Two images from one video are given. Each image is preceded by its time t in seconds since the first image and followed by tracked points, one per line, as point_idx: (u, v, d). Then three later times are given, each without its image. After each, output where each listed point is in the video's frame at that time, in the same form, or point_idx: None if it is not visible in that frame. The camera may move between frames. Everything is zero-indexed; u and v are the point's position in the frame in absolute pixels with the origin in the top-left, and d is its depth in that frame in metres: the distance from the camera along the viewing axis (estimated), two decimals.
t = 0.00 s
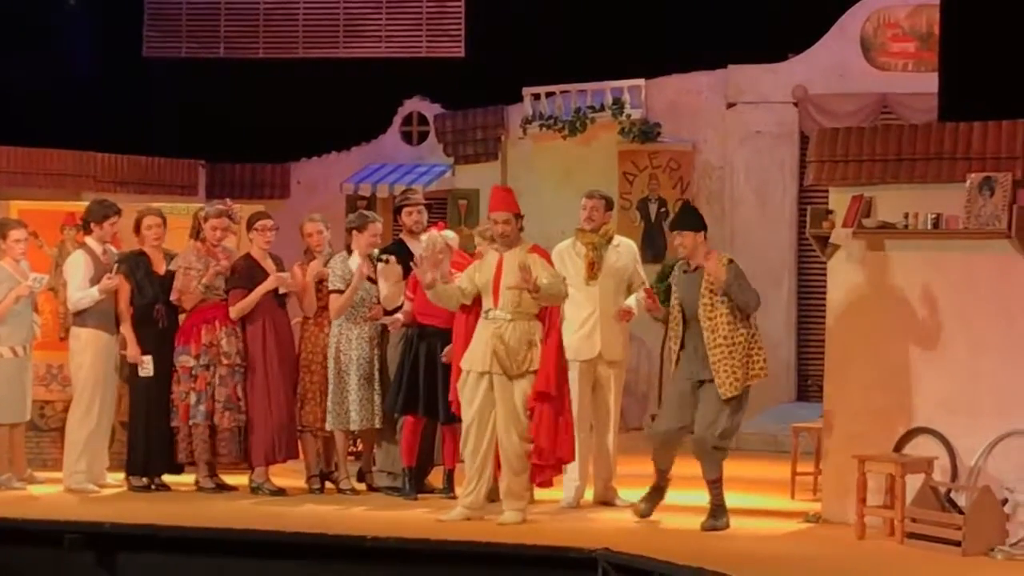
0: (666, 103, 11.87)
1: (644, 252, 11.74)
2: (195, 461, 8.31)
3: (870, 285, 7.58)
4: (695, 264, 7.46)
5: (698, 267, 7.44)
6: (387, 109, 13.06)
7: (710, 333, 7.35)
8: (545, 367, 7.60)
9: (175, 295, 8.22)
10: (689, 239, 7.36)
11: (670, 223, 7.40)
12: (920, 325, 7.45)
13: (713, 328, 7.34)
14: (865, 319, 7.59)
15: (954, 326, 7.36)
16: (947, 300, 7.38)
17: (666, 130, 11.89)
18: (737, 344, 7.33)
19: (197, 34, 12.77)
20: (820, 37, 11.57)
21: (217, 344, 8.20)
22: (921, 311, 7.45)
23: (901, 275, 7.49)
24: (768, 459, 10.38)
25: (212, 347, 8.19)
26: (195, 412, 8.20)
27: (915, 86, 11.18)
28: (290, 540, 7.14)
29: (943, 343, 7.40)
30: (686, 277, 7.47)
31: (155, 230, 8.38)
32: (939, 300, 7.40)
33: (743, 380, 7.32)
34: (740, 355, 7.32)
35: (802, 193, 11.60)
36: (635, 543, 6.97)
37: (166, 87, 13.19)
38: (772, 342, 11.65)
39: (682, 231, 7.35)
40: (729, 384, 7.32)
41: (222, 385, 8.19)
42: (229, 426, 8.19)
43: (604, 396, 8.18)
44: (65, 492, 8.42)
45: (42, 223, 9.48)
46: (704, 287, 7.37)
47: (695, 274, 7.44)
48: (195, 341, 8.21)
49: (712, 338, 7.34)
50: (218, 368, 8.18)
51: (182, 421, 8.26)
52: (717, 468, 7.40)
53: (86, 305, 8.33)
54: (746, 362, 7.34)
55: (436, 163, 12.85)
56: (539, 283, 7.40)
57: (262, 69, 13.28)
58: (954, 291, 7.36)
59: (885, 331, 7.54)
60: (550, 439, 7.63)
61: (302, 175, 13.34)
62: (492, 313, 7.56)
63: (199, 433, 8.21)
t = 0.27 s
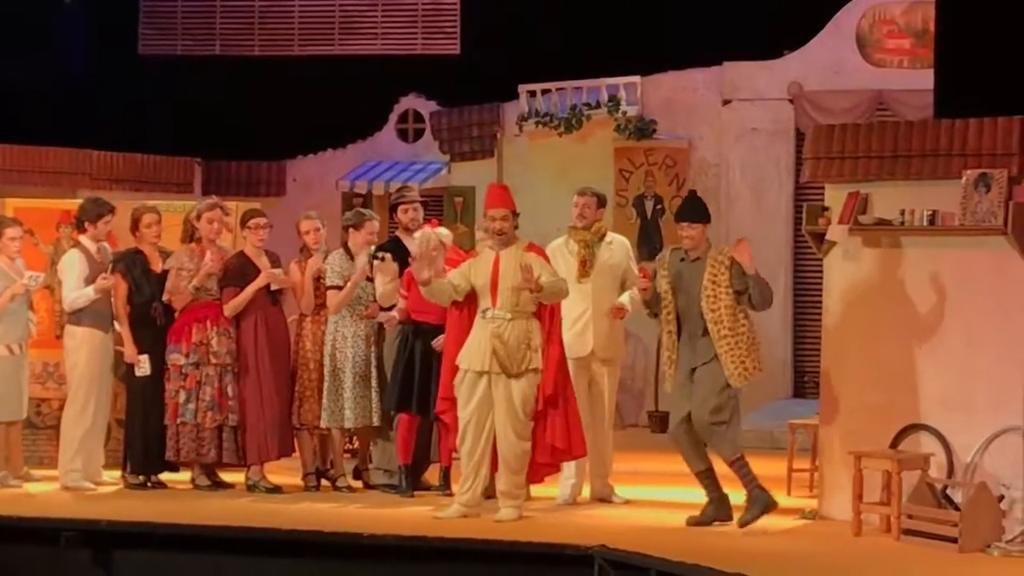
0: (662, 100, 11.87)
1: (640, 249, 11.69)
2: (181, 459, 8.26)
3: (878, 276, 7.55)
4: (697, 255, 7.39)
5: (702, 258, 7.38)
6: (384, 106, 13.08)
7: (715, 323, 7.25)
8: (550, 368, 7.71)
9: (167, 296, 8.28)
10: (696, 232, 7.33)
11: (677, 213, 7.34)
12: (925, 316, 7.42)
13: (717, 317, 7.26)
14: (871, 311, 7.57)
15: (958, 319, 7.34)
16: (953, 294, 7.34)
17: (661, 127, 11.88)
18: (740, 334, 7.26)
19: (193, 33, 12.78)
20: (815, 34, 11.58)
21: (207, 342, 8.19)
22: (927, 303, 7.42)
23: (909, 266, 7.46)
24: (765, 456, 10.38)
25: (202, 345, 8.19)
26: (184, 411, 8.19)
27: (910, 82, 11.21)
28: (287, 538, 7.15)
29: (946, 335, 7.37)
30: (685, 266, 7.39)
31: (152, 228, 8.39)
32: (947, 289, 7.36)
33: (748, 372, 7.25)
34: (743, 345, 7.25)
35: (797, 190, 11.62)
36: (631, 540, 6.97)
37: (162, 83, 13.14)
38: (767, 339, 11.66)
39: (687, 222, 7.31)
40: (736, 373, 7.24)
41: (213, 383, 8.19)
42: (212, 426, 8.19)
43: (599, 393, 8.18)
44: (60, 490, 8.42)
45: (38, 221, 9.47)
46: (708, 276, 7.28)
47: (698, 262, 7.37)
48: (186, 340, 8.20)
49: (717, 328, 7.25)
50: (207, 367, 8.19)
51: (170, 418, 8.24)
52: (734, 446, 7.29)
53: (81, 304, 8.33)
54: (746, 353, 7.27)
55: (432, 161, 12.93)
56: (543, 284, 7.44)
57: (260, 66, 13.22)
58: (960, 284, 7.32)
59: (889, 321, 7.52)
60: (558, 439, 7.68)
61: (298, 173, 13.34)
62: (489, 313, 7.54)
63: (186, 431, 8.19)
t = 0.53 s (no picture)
0: (661, 101, 11.83)
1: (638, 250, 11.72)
2: (174, 460, 8.25)
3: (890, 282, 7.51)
4: (704, 265, 7.39)
5: (708, 269, 7.38)
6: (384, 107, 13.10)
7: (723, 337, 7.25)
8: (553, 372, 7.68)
9: (165, 297, 8.27)
10: (700, 242, 7.32)
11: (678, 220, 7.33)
12: (937, 331, 7.39)
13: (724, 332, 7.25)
14: (882, 318, 7.54)
15: (969, 338, 7.31)
16: (965, 308, 7.31)
17: (661, 128, 11.85)
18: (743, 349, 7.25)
19: (192, 33, 12.71)
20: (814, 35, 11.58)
21: (206, 344, 8.20)
22: (939, 318, 7.39)
23: (923, 277, 7.41)
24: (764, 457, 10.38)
25: (200, 347, 8.20)
26: (180, 412, 8.20)
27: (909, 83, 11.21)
28: (286, 538, 7.15)
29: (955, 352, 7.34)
30: (693, 275, 7.38)
31: (151, 229, 8.38)
32: (959, 306, 7.32)
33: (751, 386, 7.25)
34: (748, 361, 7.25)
35: (796, 191, 11.65)
36: (630, 540, 6.97)
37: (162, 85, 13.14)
38: (766, 340, 11.70)
39: (689, 231, 7.31)
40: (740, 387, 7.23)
41: (212, 385, 8.20)
42: (207, 427, 8.20)
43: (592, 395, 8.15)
44: (60, 491, 8.41)
45: (37, 222, 9.47)
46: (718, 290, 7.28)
47: (705, 272, 7.36)
48: (186, 341, 8.20)
49: (726, 342, 7.24)
50: (206, 368, 8.20)
51: (166, 419, 8.24)
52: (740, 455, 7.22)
53: (81, 306, 8.33)
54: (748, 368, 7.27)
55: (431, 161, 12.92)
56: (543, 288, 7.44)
57: (261, 67, 13.24)
58: (970, 302, 7.29)
59: (898, 328, 7.50)
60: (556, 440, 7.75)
61: (297, 173, 13.41)
62: (490, 319, 7.53)
63: (181, 432, 8.19)
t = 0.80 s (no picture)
0: (663, 105, 11.78)
1: (639, 253, 11.74)
2: (182, 465, 8.22)
3: (914, 291, 7.44)
4: (717, 270, 7.29)
5: (721, 272, 7.28)
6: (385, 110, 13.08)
7: (737, 341, 7.16)
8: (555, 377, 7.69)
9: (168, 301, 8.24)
10: (709, 245, 7.24)
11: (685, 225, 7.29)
12: (970, 333, 7.32)
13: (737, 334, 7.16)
14: (906, 326, 7.46)
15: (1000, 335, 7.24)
16: (993, 300, 7.25)
17: (663, 131, 11.78)
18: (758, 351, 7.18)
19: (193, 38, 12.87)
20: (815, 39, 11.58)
21: (210, 347, 8.19)
22: (971, 319, 7.31)
23: (947, 275, 7.35)
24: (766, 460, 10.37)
25: (205, 350, 8.18)
26: (187, 415, 8.16)
27: (911, 86, 11.23)
28: (287, 542, 7.14)
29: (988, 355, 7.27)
30: (706, 281, 7.29)
31: (152, 232, 8.39)
32: (989, 304, 7.26)
33: (768, 386, 7.19)
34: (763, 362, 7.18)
35: (798, 194, 11.64)
36: (632, 544, 6.96)
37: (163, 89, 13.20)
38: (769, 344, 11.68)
39: (698, 237, 7.23)
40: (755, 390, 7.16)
41: (216, 388, 8.18)
42: (216, 431, 8.18)
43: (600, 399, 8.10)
44: (61, 494, 8.40)
45: (38, 226, 9.46)
46: (729, 293, 7.18)
47: (720, 278, 7.26)
48: (189, 345, 8.18)
49: (740, 346, 7.15)
50: (211, 372, 8.18)
51: (172, 423, 8.22)
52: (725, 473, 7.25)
53: (81, 308, 8.35)
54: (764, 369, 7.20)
55: (432, 166, 12.85)
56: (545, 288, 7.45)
57: (264, 71, 13.25)
58: (1001, 304, 7.22)
59: (923, 339, 7.42)
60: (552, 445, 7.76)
61: (299, 177, 13.28)
62: (493, 322, 7.52)
63: (190, 436, 8.16)
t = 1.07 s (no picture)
0: (665, 107, 11.84)
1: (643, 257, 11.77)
2: (190, 468, 8.25)
3: (931, 277, 7.40)
4: (722, 256, 7.27)
5: (727, 259, 7.27)
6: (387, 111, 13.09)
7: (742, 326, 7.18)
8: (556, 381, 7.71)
9: (172, 304, 8.24)
10: (717, 233, 7.22)
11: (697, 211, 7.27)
12: (984, 319, 7.27)
13: (744, 319, 7.18)
14: (921, 318, 7.43)
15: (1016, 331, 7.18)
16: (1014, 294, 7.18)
17: (664, 133, 11.85)
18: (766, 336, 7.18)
19: (195, 41, 12.79)
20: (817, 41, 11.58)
21: (213, 351, 8.19)
22: (987, 308, 7.26)
23: (964, 265, 7.31)
24: (769, 463, 10.37)
25: (209, 353, 8.19)
26: (192, 419, 8.18)
27: (913, 89, 11.21)
28: (289, 545, 7.14)
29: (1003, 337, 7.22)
30: (712, 267, 7.28)
31: (152, 235, 8.37)
32: (1010, 295, 7.19)
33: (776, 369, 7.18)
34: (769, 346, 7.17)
35: (800, 196, 11.61)
36: (635, 546, 6.96)
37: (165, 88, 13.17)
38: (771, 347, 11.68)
39: (708, 223, 7.21)
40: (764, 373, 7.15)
41: (219, 391, 8.18)
42: (221, 435, 8.20)
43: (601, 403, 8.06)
44: (64, 497, 8.40)
45: (41, 229, 9.46)
46: (734, 279, 7.19)
47: (725, 263, 7.25)
48: (193, 348, 8.19)
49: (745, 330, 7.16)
50: (214, 376, 8.18)
51: (177, 426, 8.24)
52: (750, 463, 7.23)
53: (82, 313, 8.35)
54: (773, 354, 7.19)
55: (435, 167, 12.96)
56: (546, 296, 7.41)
57: (266, 73, 13.26)
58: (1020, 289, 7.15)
59: (939, 327, 7.39)
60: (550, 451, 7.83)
61: (301, 179, 13.34)
62: (493, 327, 7.52)
63: (197, 439, 8.18)
